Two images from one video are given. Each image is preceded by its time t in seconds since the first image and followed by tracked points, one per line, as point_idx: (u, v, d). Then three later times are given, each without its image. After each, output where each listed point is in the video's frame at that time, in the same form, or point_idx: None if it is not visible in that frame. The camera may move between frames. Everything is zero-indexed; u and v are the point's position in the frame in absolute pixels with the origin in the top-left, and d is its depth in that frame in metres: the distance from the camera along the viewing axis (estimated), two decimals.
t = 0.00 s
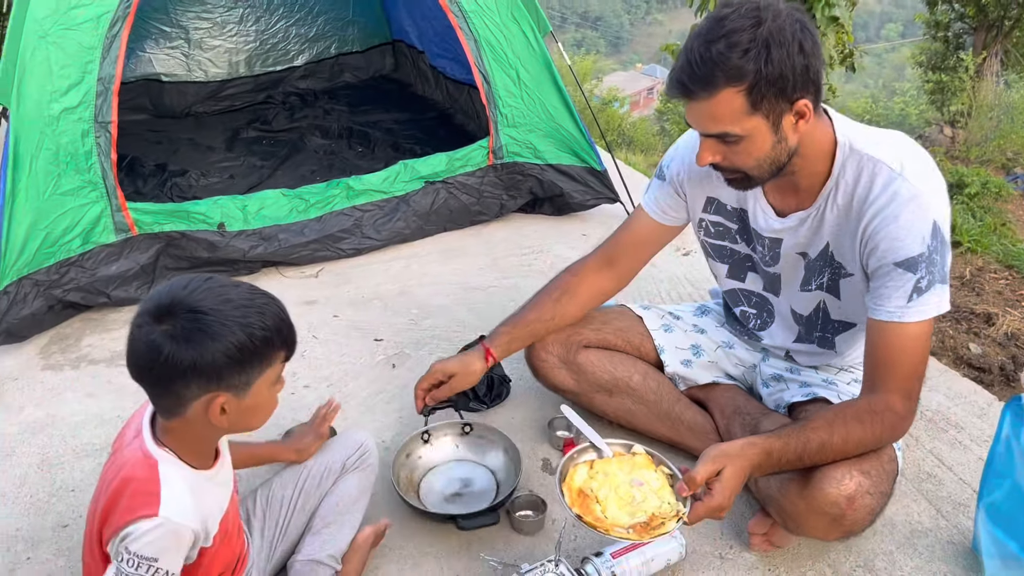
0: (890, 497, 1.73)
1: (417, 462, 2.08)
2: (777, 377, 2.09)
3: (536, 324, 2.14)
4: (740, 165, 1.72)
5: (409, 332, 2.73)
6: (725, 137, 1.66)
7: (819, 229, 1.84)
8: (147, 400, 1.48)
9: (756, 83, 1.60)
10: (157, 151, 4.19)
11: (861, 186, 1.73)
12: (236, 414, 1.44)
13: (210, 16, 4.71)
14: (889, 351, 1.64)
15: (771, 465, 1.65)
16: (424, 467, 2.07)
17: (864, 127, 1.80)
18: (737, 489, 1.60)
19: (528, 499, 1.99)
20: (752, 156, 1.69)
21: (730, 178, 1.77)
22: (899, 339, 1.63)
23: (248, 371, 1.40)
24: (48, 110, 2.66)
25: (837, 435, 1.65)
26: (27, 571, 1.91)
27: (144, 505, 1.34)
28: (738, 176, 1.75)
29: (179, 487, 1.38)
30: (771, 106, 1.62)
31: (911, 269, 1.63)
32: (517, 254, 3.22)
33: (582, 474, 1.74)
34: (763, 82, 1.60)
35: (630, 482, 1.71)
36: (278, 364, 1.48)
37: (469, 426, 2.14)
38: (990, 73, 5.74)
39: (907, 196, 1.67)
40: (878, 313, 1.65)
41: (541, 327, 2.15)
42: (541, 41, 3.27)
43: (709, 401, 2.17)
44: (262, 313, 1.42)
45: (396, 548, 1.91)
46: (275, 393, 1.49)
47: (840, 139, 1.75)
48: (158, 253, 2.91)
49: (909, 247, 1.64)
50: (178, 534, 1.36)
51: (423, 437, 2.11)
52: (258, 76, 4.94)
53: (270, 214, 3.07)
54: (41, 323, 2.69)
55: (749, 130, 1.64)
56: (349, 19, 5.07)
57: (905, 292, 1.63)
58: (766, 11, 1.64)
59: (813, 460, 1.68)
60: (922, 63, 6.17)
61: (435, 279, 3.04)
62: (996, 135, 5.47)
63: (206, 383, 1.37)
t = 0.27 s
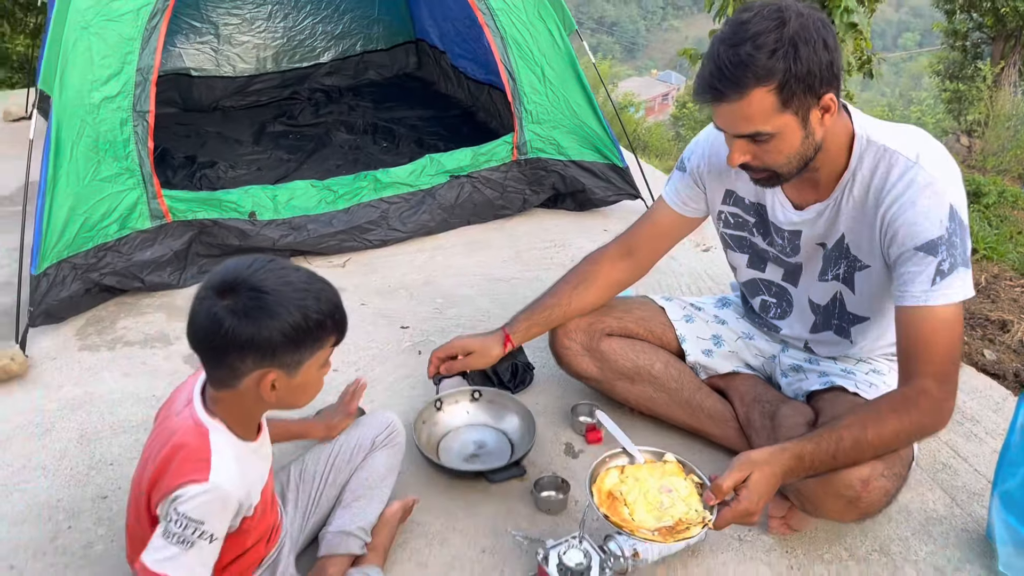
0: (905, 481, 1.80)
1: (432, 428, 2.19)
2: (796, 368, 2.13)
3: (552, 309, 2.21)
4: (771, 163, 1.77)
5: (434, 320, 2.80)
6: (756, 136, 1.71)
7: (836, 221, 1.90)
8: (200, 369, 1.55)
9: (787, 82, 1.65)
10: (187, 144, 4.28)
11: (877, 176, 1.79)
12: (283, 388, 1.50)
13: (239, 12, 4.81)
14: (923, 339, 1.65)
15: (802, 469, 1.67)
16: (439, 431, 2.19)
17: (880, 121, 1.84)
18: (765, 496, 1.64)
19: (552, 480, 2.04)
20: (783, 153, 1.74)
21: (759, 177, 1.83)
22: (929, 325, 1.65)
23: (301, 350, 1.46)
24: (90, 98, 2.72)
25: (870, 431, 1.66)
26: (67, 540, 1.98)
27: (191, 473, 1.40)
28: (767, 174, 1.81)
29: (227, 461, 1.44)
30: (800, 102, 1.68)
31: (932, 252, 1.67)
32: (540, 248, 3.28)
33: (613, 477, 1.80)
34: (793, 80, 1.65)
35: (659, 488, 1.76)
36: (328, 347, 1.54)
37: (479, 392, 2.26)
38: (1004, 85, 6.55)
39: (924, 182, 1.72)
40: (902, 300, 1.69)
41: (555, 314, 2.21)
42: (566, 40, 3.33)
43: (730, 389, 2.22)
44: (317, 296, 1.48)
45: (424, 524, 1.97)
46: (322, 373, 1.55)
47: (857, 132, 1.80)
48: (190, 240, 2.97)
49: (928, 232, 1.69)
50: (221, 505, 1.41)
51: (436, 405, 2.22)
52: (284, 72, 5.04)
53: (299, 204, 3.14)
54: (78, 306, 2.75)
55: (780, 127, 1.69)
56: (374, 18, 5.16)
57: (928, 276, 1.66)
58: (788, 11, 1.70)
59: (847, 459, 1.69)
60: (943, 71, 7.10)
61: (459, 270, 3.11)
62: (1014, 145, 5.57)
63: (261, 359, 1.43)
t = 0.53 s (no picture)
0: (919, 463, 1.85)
1: (452, 411, 2.23)
2: (812, 355, 2.18)
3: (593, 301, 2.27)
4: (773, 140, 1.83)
5: (457, 307, 2.86)
6: (760, 111, 1.78)
7: (860, 208, 1.93)
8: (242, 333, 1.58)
9: (794, 65, 1.69)
10: (213, 135, 4.36)
11: (904, 164, 1.83)
12: (318, 359, 1.53)
13: (266, 7, 4.91)
14: (942, 321, 1.69)
15: (825, 452, 1.71)
16: (460, 415, 2.24)
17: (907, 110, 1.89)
18: (793, 478, 1.68)
19: (573, 459, 2.08)
20: (784, 132, 1.79)
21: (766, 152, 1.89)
22: (949, 308, 1.69)
23: (336, 321, 1.50)
24: (125, 86, 2.76)
25: (888, 414, 1.71)
26: (103, 508, 2.00)
27: (227, 434, 1.43)
28: (773, 150, 1.87)
29: (261, 426, 1.46)
30: (806, 88, 1.71)
31: (957, 238, 1.71)
32: (560, 239, 3.34)
33: (642, 468, 1.86)
34: (799, 66, 1.69)
35: (689, 476, 1.82)
36: (363, 322, 1.57)
37: (495, 377, 2.31)
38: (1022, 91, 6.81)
39: (952, 168, 1.76)
40: (926, 284, 1.72)
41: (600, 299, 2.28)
42: (589, 35, 3.38)
43: (747, 375, 2.26)
44: (357, 271, 1.52)
45: (448, 499, 2.03)
46: (355, 348, 1.58)
47: (885, 121, 1.84)
48: (220, 225, 3.02)
49: (955, 218, 1.73)
50: (252, 468, 1.43)
51: (456, 390, 2.28)
52: (309, 66, 5.12)
53: (326, 192, 3.20)
54: (111, 287, 2.81)
55: (783, 107, 1.74)
56: (398, 15, 5.24)
57: (954, 261, 1.69)
58: None
59: (868, 442, 1.73)
60: (961, 79, 7.40)
61: (481, 260, 3.17)
62: None
63: (296, 328, 1.47)
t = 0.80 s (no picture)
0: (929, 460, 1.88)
1: (467, 405, 2.28)
2: (824, 355, 2.21)
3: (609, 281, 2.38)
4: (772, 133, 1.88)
5: (473, 304, 2.90)
6: (758, 104, 1.83)
7: (874, 208, 1.96)
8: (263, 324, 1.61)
9: (786, 61, 1.74)
10: (234, 134, 4.43)
11: (917, 164, 1.86)
12: (335, 351, 1.54)
13: (288, 8, 4.99)
14: (958, 318, 1.72)
15: (849, 454, 1.72)
16: (474, 409, 2.28)
17: (917, 111, 1.93)
18: (819, 481, 1.69)
19: (587, 453, 2.12)
20: (781, 127, 1.84)
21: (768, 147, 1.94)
22: (965, 303, 1.72)
23: (354, 313, 1.51)
24: (152, 83, 2.81)
25: (908, 414, 1.73)
26: (129, 492, 2.05)
27: (250, 415, 1.47)
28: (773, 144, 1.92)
29: (282, 407, 1.50)
30: (800, 85, 1.76)
31: (973, 233, 1.75)
32: (576, 240, 3.38)
33: (672, 473, 1.88)
34: (791, 62, 1.74)
35: (719, 482, 1.83)
36: (382, 318, 1.58)
37: (507, 372, 2.36)
38: None
39: (966, 166, 1.80)
40: (944, 280, 1.76)
41: (621, 281, 2.38)
42: (606, 38, 3.42)
43: (759, 373, 2.29)
44: (378, 266, 1.54)
45: (464, 489, 2.07)
46: (374, 343, 1.60)
47: (896, 122, 1.88)
48: (241, 221, 3.08)
49: (970, 214, 1.76)
50: (275, 446, 1.46)
51: (469, 385, 2.32)
52: (329, 67, 5.19)
53: (345, 189, 3.25)
54: (135, 280, 2.86)
55: (778, 101, 1.80)
56: (417, 18, 5.31)
57: (970, 256, 1.73)
58: None
59: (889, 443, 1.74)
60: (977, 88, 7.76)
61: (497, 259, 3.22)
62: None
63: (314, 318, 1.49)
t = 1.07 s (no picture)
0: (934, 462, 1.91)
1: (480, 406, 2.32)
2: (831, 358, 2.23)
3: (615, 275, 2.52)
4: (778, 134, 1.90)
5: (486, 306, 2.94)
6: (762, 104, 1.86)
7: (869, 208, 2.00)
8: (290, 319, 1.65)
9: (789, 60, 1.78)
10: (255, 138, 4.50)
11: (909, 164, 1.89)
12: (361, 349, 1.58)
13: (309, 15, 5.05)
14: (950, 318, 1.75)
15: (846, 451, 1.79)
16: (486, 410, 2.32)
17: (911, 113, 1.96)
18: (813, 476, 1.76)
19: (596, 452, 2.16)
20: (785, 126, 1.87)
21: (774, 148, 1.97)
22: (958, 302, 1.75)
23: (383, 315, 1.54)
24: (177, 87, 2.89)
25: (903, 411, 1.77)
26: (149, 484, 2.10)
27: (269, 410, 1.52)
28: (778, 146, 1.95)
29: (306, 404, 1.55)
30: (801, 81, 1.79)
31: (961, 234, 1.78)
32: (589, 245, 3.42)
33: (667, 464, 1.92)
34: (793, 60, 1.78)
35: (713, 475, 1.88)
36: (408, 321, 1.61)
37: (517, 373, 2.40)
38: None
39: (954, 169, 1.83)
40: (934, 280, 1.79)
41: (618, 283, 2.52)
42: (621, 46, 3.47)
43: (768, 376, 2.32)
44: (408, 272, 1.57)
45: (475, 485, 2.11)
46: (397, 344, 1.63)
47: (890, 123, 1.91)
48: (262, 222, 3.15)
49: (956, 215, 1.79)
50: (293, 442, 1.52)
51: (481, 386, 2.37)
52: (348, 74, 5.27)
53: (363, 192, 3.32)
54: (158, 279, 2.92)
55: (782, 100, 1.83)
56: (436, 26, 5.38)
57: (959, 256, 1.76)
58: None
59: (886, 439, 1.79)
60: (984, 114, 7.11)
61: (511, 262, 3.26)
62: None
63: (344, 317, 1.52)
